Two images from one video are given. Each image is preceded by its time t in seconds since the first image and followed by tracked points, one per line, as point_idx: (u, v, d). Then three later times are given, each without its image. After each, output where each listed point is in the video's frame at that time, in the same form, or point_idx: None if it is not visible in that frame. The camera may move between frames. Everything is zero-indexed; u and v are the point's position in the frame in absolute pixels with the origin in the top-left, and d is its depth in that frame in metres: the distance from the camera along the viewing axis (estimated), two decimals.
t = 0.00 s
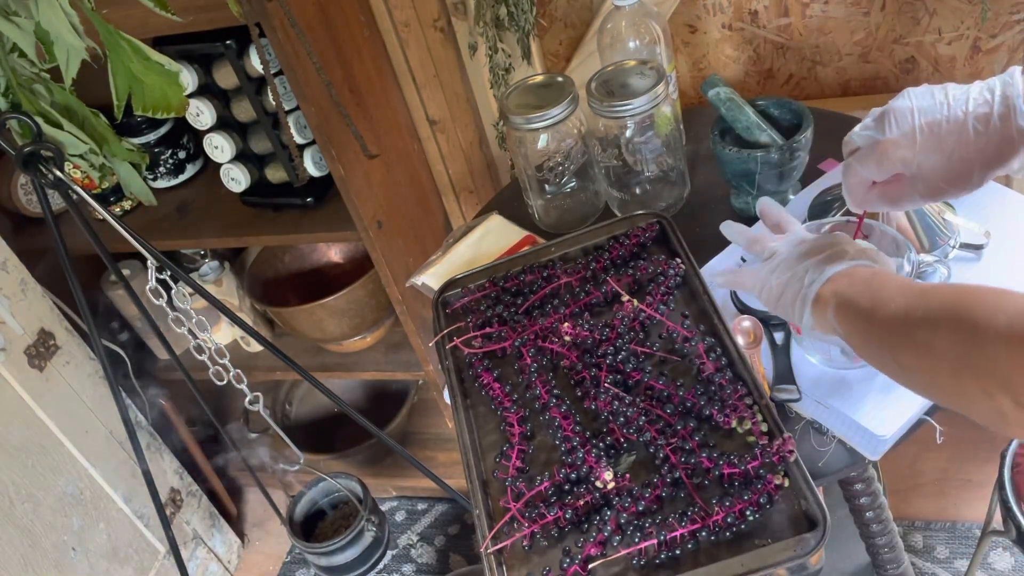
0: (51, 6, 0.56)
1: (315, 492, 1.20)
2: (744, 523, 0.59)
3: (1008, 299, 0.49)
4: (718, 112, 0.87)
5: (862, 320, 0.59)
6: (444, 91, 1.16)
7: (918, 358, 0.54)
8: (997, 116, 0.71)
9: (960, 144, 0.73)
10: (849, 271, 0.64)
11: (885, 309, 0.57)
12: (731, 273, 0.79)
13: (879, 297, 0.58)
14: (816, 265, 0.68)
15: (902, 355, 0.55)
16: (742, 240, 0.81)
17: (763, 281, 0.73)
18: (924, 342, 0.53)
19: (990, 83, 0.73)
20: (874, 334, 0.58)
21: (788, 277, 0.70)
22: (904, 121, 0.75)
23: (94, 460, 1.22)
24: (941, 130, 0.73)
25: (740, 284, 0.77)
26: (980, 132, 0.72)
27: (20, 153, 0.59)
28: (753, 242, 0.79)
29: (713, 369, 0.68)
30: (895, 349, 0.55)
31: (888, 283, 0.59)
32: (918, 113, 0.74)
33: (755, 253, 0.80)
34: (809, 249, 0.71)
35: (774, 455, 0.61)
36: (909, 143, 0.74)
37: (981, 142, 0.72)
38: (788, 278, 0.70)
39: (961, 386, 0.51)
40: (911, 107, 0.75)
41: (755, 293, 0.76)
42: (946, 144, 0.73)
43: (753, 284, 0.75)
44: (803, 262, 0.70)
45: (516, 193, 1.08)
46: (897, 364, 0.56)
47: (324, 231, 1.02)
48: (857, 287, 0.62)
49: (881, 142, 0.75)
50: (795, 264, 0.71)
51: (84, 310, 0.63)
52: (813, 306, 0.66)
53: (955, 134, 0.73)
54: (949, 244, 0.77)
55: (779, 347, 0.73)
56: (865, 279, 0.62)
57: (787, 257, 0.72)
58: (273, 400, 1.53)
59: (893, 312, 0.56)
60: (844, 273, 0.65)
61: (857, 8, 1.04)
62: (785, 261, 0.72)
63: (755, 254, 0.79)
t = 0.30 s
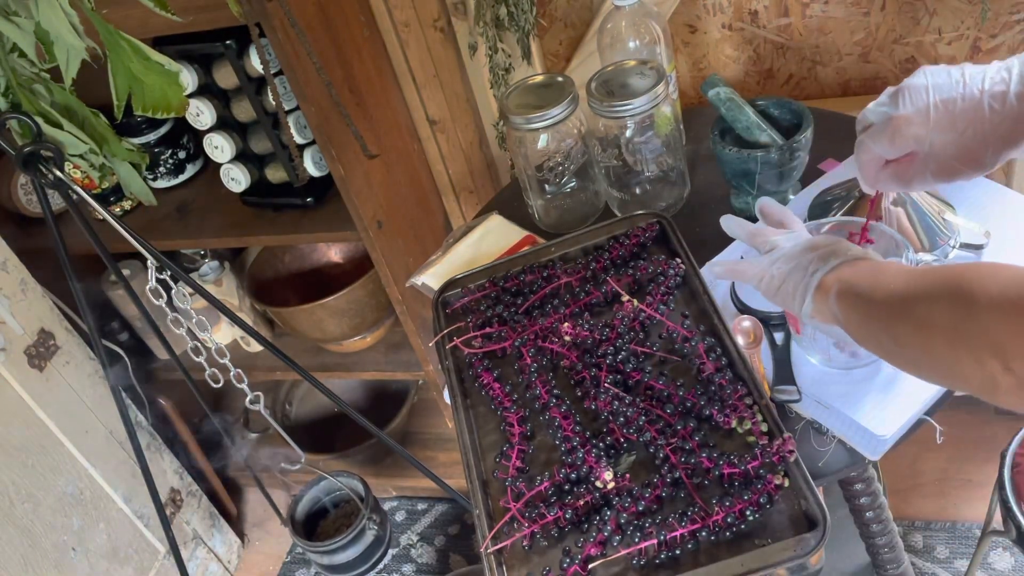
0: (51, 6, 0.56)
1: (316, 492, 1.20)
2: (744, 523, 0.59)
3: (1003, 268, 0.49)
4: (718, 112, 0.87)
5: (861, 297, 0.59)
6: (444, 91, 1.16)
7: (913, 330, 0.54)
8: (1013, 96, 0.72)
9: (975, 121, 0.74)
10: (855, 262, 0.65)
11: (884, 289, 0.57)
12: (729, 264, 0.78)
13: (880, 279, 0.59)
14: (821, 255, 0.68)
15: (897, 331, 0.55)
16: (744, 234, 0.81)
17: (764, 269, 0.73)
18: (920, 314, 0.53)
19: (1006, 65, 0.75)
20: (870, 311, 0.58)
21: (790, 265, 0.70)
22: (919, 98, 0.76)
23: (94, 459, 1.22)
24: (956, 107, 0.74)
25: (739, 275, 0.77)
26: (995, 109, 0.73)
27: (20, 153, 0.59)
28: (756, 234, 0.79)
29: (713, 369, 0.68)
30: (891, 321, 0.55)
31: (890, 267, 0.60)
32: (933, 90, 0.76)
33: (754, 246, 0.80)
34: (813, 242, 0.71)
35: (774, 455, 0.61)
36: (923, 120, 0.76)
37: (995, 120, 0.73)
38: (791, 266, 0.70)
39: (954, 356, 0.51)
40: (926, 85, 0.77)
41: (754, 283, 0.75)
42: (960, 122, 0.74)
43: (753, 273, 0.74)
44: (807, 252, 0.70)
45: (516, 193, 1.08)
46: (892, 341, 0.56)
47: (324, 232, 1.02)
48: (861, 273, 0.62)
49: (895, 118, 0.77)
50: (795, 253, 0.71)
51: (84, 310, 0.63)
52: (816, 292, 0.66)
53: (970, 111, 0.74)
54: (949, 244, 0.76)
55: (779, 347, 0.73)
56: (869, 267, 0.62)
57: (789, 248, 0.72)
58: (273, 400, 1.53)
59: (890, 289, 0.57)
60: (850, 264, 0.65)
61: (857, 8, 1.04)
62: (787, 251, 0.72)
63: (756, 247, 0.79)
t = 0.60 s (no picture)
0: (51, 6, 0.56)
1: (317, 491, 1.20)
2: (744, 523, 0.59)
3: (1000, 283, 0.49)
4: (718, 112, 0.87)
5: (852, 302, 0.59)
6: (444, 91, 1.16)
7: (908, 341, 0.53)
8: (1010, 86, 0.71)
9: (971, 111, 0.73)
10: (842, 260, 0.64)
11: (875, 293, 0.57)
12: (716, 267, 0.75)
13: (871, 281, 0.58)
14: (808, 253, 0.68)
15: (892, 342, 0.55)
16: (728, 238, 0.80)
17: (751, 267, 0.72)
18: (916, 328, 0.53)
19: (1005, 51, 0.73)
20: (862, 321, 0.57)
21: (777, 263, 0.70)
22: (916, 86, 0.75)
23: (94, 460, 1.22)
24: (953, 96, 0.73)
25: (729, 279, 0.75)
26: (992, 99, 0.72)
27: (20, 153, 0.59)
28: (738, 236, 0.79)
29: (713, 369, 0.68)
30: (885, 332, 0.55)
31: (880, 269, 0.59)
32: (930, 77, 0.74)
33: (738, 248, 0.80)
34: (800, 239, 0.71)
35: (774, 455, 0.61)
36: (920, 109, 0.75)
37: (992, 110, 0.72)
38: (778, 264, 0.69)
39: (951, 371, 0.51)
40: (924, 71, 0.75)
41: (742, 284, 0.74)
42: (957, 110, 0.74)
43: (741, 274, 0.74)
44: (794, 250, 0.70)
45: (515, 193, 1.08)
46: (884, 348, 0.56)
47: (324, 231, 1.02)
48: (850, 273, 0.62)
49: (891, 105, 0.76)
50: (783, 251, 0.70)
51: (84, 310, 0.63)
52: (804, 290, 0.65)
53: (966, 101, 0.73)
54: (949, 244, 0.77)
55: (779, 347, 0.73)
56: (858, 267, 0.62)
57: (775, 245, 0.72)
58: (273, 400, 1.53)
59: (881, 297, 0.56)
60: (837, 262, 0.65)
61: (857, 8, 1.04)
62: (774, 248, 0.71)
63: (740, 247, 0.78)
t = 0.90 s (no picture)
0: (51, 5, 0.56)
1: (316, 492, 1.20)
2: (744, 523, 0.59)
3: (997, 304, 0.49)
4: (718, 111, 0.87)
5: (851, 324, 0.59)
6: (444, 91, 1.16)
7: (908, 363, 0.53)
8: (1004, 94, 0.71)
9: (963, 118, 0.73)
10: (837, 276, 0.64)
11: (872, 313, 0.57)
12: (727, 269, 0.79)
13: (867, 302, 0.59)
14: (806, 269, 0.68)
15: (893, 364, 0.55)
16: (738, 237, 0.81)
17: (754, 282, 0.73)
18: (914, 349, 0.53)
19: (1000, 60, 0.73)
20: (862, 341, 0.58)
21: (777, 281, 0.70)
22: (909, 92, 0.75)
23: (94, 460, 1.22)
24: (946, 101, 0.73)
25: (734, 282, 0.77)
26: (984, 106, 0.72)
27: (20, 153, 0.59)
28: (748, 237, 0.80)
29: (713, 369, 0.68)
30: (884, 353, 0.55)
31: (877, 287, 0.59)
32: (924, 83, 0.74)
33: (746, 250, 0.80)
34: (800, 249, 0.71)
35: (774, 455, 0.61)
36: (913, 113, 0.74)
37: (985, 117, 0.72)
38: (778, 282, 0.70)
39: (953, 391, 0.51)
40: (917, 78, 0.75)
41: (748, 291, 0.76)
42: (949, 116, 0.73)
43: (745, 282, 0.75)
44: (794, 266, 0.70)
45: (515, 193, 1.08)
46: (885, 369, 0.56)
47: (324, 231, 1.02)
48: (847, 292, 0.62)
49: (885, 109, 0.75)
50: (785, 267, 0.70)
51: (84, 310, 0.63)
52: (803, 313, 0.66)
53: (959, 107, 0.73)
54: (949, 244, 0.77)
55: (779, 347, 0.73)
56: (854, 285, 0.62)
57: (779, 259, 0.72)
58: (273, 400, 1.53)
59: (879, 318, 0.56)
60: (834, 279, 0.65)
61: (857, 7, 1.04)
62: (778, 263, 0.72)
63: (749, 251, 0.79)
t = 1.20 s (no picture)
0: (51, 5, 0.56)
1: (315, 493, 1.21)
2: (744, 523, 0.59)
3: (992, 285, 0.50)
4: (718, 111, 0.87)
5: (851, 307, 0.59)
6: (444, 91, 1.16)
7: (901, 340, 0.53)
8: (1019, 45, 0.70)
9: (976, 69, 0.72)
10: (844, 264, 0.64)
11: (873, 296, 0.57)
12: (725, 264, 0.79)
13: (869, 285, 0.58)
14: (812, 256, 0.68)
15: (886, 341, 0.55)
16: (738, 232, 0.81)
17: (754, 270, 0.73)
18: (909, 324, 0.53)
19: (1016, 12, 0.72)
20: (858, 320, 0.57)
21: (780, 266, 0.70)
22: (922, 42, 0.74)
23: (94, 460, 1.22)
24: (958, 53, 0.72)
25: (733, 275, 0.77)
26: (998, 57, 0.70)
27: (20, 153, 0.59)
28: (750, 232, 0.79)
29: (713, 369, 0.68)
30: (880, 331, 0.55)
31: (879, 273, 0.60)
32: (936, 34, 0.73)
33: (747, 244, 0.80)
34: (803, 241, 0.71)
35: (774, 455, 0.61)
36: (924, 65, 0.73)
37: (998, 69, 0.71)
38: (781, 268, 0.70)
39: (944, 369, 0.51)
40: (930, 28, 0.74)
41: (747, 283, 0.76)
42: (962, 69, 0.72)
43: (746, 273, 0.75)
44: (798, 252, 0.69)
45: (515, 193, 1.08)
46: (881, 350, 0.56)
47: (324, 231, 1.02)
48: (850, 278, 0.62)
49: (894, 62, 0.74)
50: (787, 257, 0.70)
51: (84, 310, 0.63)
52: (805, 295, 0.66)
53: (971, 59, 0.72)
54: (948, 244, 0.77)
55: (778, 347, 0.73)
56: (859, 272, 0.62)
57: (781, 250, 0.72)
58: (273, 400, 1.53)
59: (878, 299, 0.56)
60: (840, 266, 0.65)
61: (857, 8, 1.04)
62: (779, 253, 0.72)
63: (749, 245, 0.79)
